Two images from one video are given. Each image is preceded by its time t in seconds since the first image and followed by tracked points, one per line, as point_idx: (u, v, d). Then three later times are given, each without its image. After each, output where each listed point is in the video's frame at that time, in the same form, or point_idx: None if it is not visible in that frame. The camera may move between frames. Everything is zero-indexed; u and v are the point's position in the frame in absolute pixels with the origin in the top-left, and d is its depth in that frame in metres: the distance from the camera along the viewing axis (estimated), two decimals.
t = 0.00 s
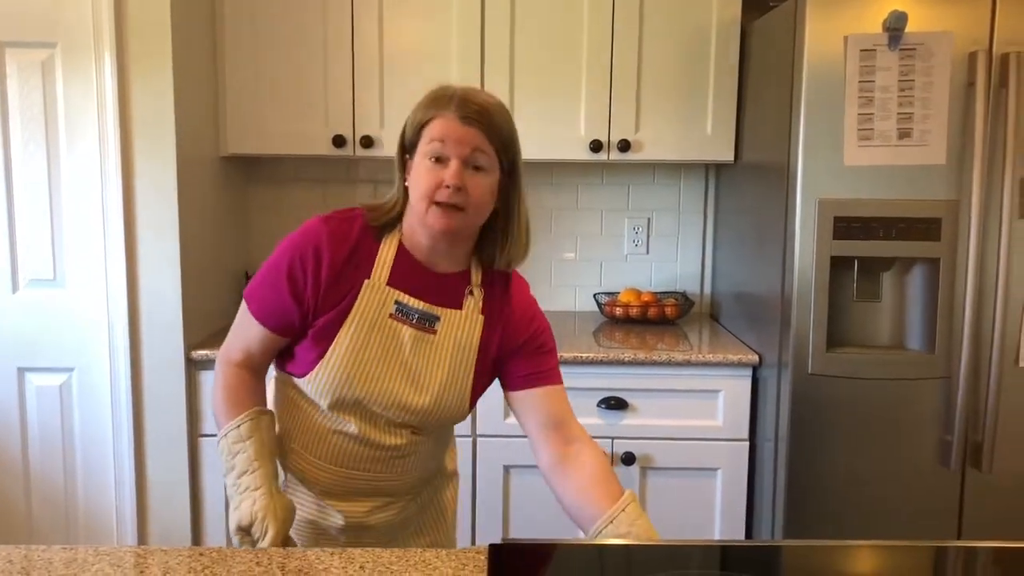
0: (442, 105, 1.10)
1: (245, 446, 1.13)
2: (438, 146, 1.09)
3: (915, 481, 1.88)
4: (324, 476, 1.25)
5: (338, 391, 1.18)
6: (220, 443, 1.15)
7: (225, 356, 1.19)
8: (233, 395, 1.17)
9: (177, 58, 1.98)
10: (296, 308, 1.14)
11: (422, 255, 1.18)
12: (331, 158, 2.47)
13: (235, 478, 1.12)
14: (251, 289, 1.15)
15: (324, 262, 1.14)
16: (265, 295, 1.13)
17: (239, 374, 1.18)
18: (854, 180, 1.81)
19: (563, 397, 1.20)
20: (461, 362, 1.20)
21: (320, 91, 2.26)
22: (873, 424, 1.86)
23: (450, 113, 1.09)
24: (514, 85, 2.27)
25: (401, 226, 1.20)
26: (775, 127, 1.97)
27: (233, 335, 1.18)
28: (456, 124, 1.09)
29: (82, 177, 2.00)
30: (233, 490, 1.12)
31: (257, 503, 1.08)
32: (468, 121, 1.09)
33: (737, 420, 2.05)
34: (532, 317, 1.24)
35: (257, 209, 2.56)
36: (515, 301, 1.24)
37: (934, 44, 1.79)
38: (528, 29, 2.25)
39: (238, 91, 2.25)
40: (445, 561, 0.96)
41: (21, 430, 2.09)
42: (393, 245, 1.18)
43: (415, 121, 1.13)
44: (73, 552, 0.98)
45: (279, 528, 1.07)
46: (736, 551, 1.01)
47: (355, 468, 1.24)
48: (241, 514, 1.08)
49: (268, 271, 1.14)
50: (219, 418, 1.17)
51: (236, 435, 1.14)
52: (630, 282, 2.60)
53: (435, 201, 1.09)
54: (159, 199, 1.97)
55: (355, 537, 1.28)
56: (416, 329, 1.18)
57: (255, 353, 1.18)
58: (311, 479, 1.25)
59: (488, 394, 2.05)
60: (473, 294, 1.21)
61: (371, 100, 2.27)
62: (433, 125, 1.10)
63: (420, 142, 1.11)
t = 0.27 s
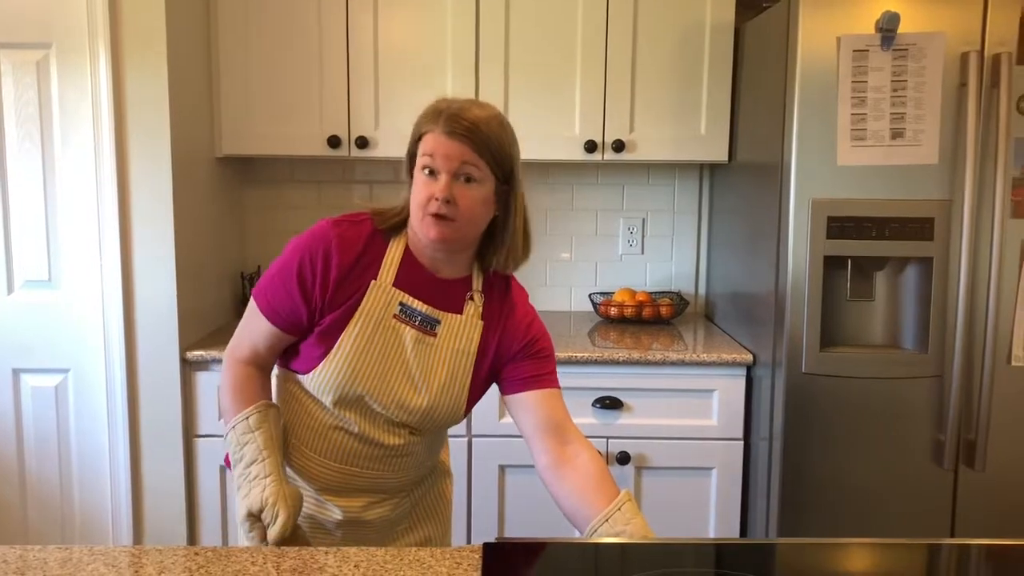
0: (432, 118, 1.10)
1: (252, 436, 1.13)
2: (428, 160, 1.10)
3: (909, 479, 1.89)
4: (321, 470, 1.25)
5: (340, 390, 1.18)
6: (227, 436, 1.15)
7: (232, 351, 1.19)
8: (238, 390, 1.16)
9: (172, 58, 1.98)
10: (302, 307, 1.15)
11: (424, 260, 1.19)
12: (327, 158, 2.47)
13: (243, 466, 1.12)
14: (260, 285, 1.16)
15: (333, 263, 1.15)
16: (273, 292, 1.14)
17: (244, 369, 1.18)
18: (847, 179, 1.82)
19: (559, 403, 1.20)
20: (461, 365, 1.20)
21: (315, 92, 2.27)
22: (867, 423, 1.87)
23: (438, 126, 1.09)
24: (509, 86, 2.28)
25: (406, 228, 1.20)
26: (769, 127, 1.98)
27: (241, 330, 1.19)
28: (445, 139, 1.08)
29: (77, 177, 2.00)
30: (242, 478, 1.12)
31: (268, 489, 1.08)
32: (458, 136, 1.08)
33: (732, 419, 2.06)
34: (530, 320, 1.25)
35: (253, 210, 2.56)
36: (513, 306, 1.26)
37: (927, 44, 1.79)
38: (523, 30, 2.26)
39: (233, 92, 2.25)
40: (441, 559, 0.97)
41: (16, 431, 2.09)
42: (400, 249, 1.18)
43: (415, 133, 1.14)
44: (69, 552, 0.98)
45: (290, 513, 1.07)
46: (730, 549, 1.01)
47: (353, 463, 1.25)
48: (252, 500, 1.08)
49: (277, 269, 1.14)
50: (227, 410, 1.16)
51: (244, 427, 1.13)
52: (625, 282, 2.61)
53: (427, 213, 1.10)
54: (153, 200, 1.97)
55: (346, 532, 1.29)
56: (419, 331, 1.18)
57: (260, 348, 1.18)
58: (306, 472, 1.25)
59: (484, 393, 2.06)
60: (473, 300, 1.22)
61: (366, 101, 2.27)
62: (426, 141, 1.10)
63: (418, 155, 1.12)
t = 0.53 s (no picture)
0: (435, 119, 1.12)
1: (252, 433, 1.13)
2: (428, 157, 1.11)
3: (902, 478, 1.90)
4: (318, 468, 1.26)
5: (338, 390, 1.18)
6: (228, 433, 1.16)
7: (234, 351, 1.19)
8: (240, 388, 1.17)
9: (169, 60, 1.99)
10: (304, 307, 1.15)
11: (423, 262, 1.20)
12: (323, 159, 2.48)
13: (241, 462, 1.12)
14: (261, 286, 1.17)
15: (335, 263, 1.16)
16: (275, 292, 1.14)
17: (246, 368, 1.18)
18: (841, 180, 1.83)
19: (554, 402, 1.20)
20: (458, 366, 1.21)
21: (311, 93, 2.27)
22: (861, 423, 1.88)
23: (440, 126, 1.11)
24: (505, 87, 2.28)
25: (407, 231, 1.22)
26: (764, 128, 1.99)
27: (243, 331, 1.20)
28: (444, 138, 1.10)
29: (73, 178, 2.00)
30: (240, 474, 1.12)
31: (263, 485, 1.08)
32: (457, 135, 1.10)
33: (727, 419, 2.06)
34: (527, 322, 1.26)
35: (250, 211, 2.57)
36: (511, 309, 1.26)
37: (920, 46, 1.80)
38: (519, 32, 2.26)
39: (230, 93, 2.26)
40: (435, 558, 0.97)
41: (13, 431, 2.09)
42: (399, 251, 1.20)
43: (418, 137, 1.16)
44: (64, 551, 0.98)
45: (285, 508, 1.07)
46: (724, 549, 1.02)
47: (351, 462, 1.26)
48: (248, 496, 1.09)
49: (279, 270, 1.15)
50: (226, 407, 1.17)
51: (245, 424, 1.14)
52: (621, 283, 2.62)
53: (423, 209, 1.11)
54: (150, 201, 1.98)
55: (342, 530, 1.29)
56: (417, 332, 1.19)
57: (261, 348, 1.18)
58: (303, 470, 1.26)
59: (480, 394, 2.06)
60: (470, 302, 1.23)
61: (362, 102, 2.28)
62: (426, 142, 1.12)
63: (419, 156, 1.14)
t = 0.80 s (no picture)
0: (443, 118, 1.13)
1: (259, 433, 1.13)
2: (438, 155, 1.12)
3: (899, 476, 1.90)
4: (324, 462, 1.25)
5: (344, 386, 1.18)
6: (234, 433, 1.16)
7: (240, 351, 1.19)
8: (247, 388, 1.17)
9: (166, 57, 1.98)
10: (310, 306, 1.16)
11: (428, 260, 1.21)
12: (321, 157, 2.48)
13: (249, 463, 1.12)
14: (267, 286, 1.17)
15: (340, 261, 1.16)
16: (280, 292, 1.15)
17: (252, 368, 1.19)
18: (838, 178, 1.83)
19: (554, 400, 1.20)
20: (463, 362, 1.21)
21: (309, 91, 2.27)
22: (858, 420, 1.88)
23: (450, 124, 1.12)
24: (502, 85, 2.28)
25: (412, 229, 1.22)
26: (761, 126, 1.99)
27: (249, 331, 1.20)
28: (455, 136, 1.11)
29: (70, 176, 2.00)
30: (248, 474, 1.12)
31: (270, 484, 1.07)
32: (468, 133, 1.11)
33: (724, 417, 2.06)
34: (530, 320, 1.25)
35: (247, 209, 2.57)
36: (515, 306, 1.26)
37: (917, 44, 1.80)
38: (516, 29, 2.26)
39: (227, 91, 2.25)
40: (431, 555, 0.97)
41: (10, 429, 2.09)
42: (404, 250, 1.20)
43: (423, 134, 1.16)
44: (60, 548, 0.98)
45: (292, 507, 1.05)
46: (722, 546, 1.02)
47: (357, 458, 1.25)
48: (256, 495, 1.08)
49: (285, 269, 1.16)
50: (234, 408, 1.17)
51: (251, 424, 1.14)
52: (619, 281, 2.62)
53: (435, 206, 1.11)
54: (147, 199, 1.98)
55: (348, 526, 1.29)
56: (423, 330, 1.19)
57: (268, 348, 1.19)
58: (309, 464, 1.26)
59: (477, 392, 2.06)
60: (475, 300, 1.23)
61: (360, 100, 2.28)
62: (434, 140, 1.12)
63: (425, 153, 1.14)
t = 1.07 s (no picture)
0: (444, 113, 1.11)
1: (275, 432, 1.13)
2: (443, 154, 1.10)
3: (895, 471, 1.90)
4: (333, 451, 1.25)
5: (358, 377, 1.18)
6: (249, 431, 1.15)
7: (249, 347, 1.18)
8: (261, 386, 1.16)
9: (160, 52, 1.97)
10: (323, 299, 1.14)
11: (436, 249, 1.20)
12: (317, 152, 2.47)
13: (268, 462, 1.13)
14: (278, 277, 1.15)
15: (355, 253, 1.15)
16: (294, 285, 1.13)
17: (263, 364, 1.17)
18: (835, 173, 1.83)
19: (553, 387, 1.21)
20: (473, 349, 1.21)
21: (304, 85, 2.26)
22: (854, 415, 1.88)
23: (453, 121, 1.10)
24: (498, 80, 2.27)
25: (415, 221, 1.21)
26: (757, 121, 1.99)
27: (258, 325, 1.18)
28: (460, 134, 1.10)
29: (64, 170, 1.99)
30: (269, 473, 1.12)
31: (297, 481, 1.08)
32: (474, 131, 1.10)
33: (720, 412, 2.06)
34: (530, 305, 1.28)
35: (243, 203, 2.56)
36: (516, 292, 1.28)
37: (914, 39, 1.80)
38: (512, 24, 2.26)
39: (222, 85, 2.24)
40: (426, 549, 0.97)
41: (5, 424, 2.08)
42: (412, 244, 1.19)
43: (421, 129, 1.14)
44: (53, 543, 0.98)
45: (323, 505, 1.07)
46: (719, 541, 1.02)
47: (366, 447, 1.25)
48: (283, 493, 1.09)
49: (297, 261, 1.13)
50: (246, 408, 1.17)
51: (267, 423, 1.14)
52: (615, 276, 2.61)
53: (445, 204, 1.11)
54: (141, 193, 1.97)
55: (359, 518, 1.28)
56: (434, 319, 1.19)
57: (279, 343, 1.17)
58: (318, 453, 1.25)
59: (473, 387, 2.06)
60: (480, 285, 1.23)
61: (355, 94, 2.27)
62: (437, 138, 1.11)
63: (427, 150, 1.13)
